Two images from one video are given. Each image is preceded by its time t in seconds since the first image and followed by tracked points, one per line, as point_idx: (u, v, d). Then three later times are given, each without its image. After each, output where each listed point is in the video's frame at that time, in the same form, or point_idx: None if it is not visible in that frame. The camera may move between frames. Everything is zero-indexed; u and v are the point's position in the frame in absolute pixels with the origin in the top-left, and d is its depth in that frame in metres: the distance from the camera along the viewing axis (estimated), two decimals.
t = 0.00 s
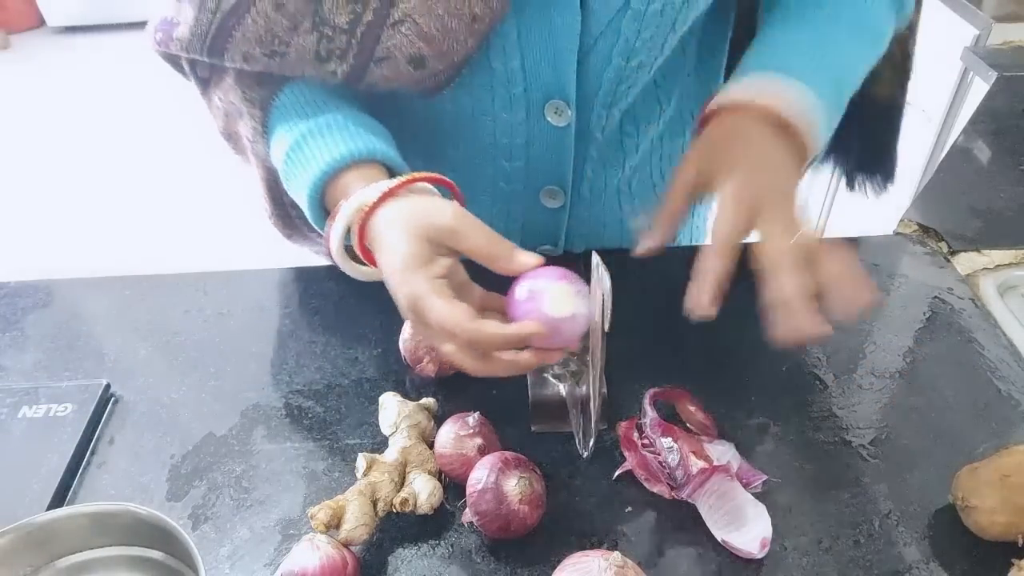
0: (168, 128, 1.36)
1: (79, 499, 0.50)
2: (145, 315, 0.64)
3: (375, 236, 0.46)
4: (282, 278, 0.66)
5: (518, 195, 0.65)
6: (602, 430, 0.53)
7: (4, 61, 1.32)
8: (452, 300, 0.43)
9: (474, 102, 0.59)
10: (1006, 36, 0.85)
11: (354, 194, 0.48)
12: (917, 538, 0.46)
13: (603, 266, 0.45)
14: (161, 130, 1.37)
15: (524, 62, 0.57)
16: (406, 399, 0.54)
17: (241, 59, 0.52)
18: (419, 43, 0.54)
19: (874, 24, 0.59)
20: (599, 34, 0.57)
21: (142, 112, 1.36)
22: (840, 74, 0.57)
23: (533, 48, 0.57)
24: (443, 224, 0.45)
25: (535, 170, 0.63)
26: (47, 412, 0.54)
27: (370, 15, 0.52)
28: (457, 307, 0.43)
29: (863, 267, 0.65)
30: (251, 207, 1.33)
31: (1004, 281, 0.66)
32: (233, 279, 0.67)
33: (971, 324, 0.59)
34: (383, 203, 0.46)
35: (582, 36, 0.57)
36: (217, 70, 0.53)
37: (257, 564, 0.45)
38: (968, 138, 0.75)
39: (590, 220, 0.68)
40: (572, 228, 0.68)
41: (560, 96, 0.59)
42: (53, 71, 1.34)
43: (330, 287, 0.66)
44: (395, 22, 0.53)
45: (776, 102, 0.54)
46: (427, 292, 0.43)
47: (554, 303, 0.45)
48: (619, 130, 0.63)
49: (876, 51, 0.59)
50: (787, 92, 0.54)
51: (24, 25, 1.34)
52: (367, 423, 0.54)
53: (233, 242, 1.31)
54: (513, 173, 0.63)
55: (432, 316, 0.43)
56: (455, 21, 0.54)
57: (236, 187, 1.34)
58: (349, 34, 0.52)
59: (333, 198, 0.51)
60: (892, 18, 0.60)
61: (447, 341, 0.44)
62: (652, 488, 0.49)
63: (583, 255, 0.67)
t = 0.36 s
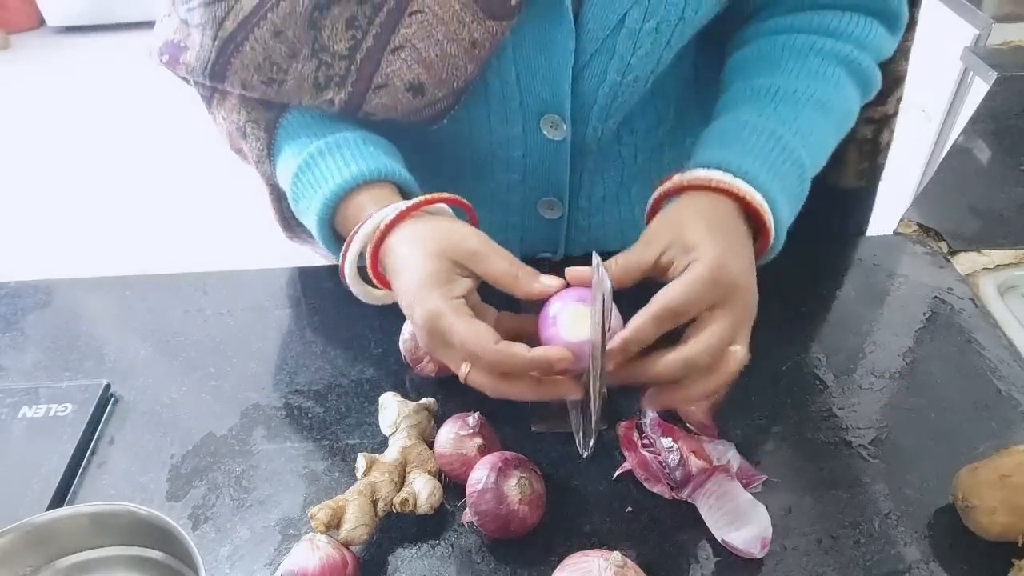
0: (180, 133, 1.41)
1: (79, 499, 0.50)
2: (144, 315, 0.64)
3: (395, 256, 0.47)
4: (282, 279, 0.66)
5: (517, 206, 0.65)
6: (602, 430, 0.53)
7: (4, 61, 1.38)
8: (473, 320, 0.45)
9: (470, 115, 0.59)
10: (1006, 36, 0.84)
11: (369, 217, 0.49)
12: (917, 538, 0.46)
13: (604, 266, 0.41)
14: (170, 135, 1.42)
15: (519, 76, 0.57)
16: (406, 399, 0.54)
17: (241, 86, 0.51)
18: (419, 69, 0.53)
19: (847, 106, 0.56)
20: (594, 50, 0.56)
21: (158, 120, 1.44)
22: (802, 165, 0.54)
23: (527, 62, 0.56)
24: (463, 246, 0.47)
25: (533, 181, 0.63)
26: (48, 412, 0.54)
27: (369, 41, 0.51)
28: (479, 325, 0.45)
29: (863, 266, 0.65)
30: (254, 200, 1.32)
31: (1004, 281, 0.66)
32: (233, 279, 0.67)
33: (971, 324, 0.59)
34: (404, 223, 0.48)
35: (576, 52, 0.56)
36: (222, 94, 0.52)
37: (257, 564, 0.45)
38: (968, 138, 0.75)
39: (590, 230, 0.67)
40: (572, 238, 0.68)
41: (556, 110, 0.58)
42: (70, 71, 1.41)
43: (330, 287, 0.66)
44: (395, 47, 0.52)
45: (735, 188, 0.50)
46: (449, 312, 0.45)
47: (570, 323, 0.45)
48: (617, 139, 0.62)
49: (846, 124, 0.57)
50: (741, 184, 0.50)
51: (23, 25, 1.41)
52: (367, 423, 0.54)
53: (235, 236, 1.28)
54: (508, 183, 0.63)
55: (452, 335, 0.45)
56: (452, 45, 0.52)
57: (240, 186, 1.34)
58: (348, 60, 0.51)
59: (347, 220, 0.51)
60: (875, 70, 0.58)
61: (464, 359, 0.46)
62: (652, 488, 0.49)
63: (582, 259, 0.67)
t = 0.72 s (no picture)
0: (177, 135, 1.42)
1: (79, 499, 0.50)
2: (144, 315, 0.64)
3: (401, 267, 0.46)
4: (281, 279, 0.66)
5: (518, 224, 0.65)
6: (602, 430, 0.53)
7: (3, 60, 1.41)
8: (483, 336, 0.45)
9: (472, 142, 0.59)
10: (1006, 36, 0.84)
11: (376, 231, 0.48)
12: (917, 538, 0.46)
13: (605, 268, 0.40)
14: (167, 136, 1.42)
15: (520, 104, 0.57)
16: (406, 399, 0.54)
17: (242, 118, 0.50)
18: (424, 105, 0.52)
19: (854, 143, 0.55)
20: (595, 79, 0.56)
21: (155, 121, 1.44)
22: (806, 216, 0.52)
23: (529, 91, 0.56)
24: (479, 268, 0.47)
25: (533, 201, 0.63)
26: (48, 412, 0.54)
27: (374, 77, 0.50)
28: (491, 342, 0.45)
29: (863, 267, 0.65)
30: (253, 199, 1.32)
31: (1005, 281, 0.65)
32: (233, 279, 0.67)
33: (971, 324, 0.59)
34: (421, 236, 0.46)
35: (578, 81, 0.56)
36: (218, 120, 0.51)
37: (257, 564, 0.45)
38: (967, 138, 0.75)
39: (590, 245, 0.67)
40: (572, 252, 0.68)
41: (556, 134, 0.58)
42: (65, 73, 1.43)
43: (330, 287, 0.66)
44: (401, 84, 0.51)
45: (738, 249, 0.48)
46: (453, 324, 0.45)
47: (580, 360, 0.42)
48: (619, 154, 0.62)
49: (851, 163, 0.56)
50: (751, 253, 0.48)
51: (24, 25, 1.44)
52: (367, 423, 0.54)
53: (233, 238, 1.28)
54: (509, 203, 0.63)
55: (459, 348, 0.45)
56: (461, 83, 0.52)
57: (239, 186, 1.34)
58: (352, 98, 0.50)
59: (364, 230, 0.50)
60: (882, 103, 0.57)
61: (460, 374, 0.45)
62: (652, 487, 0.49)
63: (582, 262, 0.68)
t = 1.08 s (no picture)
0: (178, 134, 1.42)
1: (79, 499, 0.50)
2: (144, 315, 0.64)
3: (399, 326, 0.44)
4: (281, 280, 0.67)
5: (520, 214, 0.64)
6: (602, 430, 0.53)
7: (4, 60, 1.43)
8: (477, 410, 0.42)
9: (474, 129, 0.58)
10: (1006, 36, 0.84)
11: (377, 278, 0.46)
12: (916, 538, 0.46)
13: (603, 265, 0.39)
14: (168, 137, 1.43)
15: (525, 88, 0.56)
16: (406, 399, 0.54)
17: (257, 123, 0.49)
18: (443, 95, 0.51)
19: (837, 157, 0.54)
20: (599, 66, 0.56)
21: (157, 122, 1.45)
22: (785, 240, 0.52)
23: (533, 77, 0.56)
24: (478, 329, 0.44)
25: (536, 191, 0.62)
26: (48, 412, 0.54)
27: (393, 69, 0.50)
28: (483, 417, 0.42)
29: (863, 267, 0.65)
30: (253, 199, 1.32)
31: (1004, 282, 0.65)
32: (233, 279, 0.67)
33: (971, 324, 0.59)
34: (419, 294, 0.44)
35: (582, 66, 0.55)
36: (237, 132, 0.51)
37: (258, 565, 0.45)
38: (968, 139, 0.75)
39: (592, 237, 0.67)
40: (574, 243, 0.67)
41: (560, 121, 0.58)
42: (65, 73, 1.44)
43: (329, 287, 0.66)
44: (419, 75, 0.51)
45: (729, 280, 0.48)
46: (447, 400, 0.42)
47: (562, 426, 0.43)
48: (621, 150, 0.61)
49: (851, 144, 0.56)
50: (742, 280, 0.48)
51: (24, 26, 1.46)
52: (367, 423, 0.54)
53: (231, 239, 1.27)
54: (512, 194, 0.62)
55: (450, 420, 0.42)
56: (479, 71, 0.51)
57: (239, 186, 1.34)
58: (371, 90, 0.50)
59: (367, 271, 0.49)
60: (864, 117, 0.56)
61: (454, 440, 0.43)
62: (653, 488, 0.49)
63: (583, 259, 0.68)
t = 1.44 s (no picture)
0: (176, 133, 1.42)
1: (79, 499, 0.50)
2: (144, 315, 0.64)
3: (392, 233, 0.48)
4: (281, 279, 0.66)
5: (518, 207, 0.65)
6: (602, 430, 0.53)
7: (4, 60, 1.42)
8: (470, 295, 0.47)
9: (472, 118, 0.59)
10: (1006, 36, 0.83)
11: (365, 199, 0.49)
12: (917, 538, 0.46)
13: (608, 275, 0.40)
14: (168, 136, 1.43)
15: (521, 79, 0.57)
16: (406, 399, 0.54)
17: (247, 86, 0.51)
18: (425, 67, 0.52)
19: (835, 104, 0.58)
20: (594, 53, 0.56)
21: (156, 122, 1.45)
22: (795, 159, 0.55)
23: (531, 66, 0.56)
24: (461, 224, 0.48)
25: (534, 182, 0.63)
26: (48, 412, 0.54)
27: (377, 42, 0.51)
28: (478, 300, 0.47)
29: (863, 266, 0.65)
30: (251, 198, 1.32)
31: (1005, 281, 0.66)
32: (232, 279, 0.67)
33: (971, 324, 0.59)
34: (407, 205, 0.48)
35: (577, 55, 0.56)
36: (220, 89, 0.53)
37: (257, 564, 0.45)
38: (967, 139, 0.72)
39: (590, 232, 0.67)
40: (574, 237, 0.67)
41: (557, 111, 0.58)
42: (62, 73, 1.44)
43: (329, 287, 0.66)
44: (401, 49, 0.51)
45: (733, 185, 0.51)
46: (447, 286, 0.47)
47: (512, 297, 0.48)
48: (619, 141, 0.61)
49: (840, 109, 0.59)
50: (745, 187, 0.52)
51: (24, 25, 1.44)
52: (367, 423, 0.54)
53: (229, 239, 1.27)
54: (509, 184, 0.63)
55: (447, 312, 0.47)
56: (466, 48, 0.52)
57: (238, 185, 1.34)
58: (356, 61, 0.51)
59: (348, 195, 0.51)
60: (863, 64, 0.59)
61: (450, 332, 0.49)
62: (652, 487, 0.48)
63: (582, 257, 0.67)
